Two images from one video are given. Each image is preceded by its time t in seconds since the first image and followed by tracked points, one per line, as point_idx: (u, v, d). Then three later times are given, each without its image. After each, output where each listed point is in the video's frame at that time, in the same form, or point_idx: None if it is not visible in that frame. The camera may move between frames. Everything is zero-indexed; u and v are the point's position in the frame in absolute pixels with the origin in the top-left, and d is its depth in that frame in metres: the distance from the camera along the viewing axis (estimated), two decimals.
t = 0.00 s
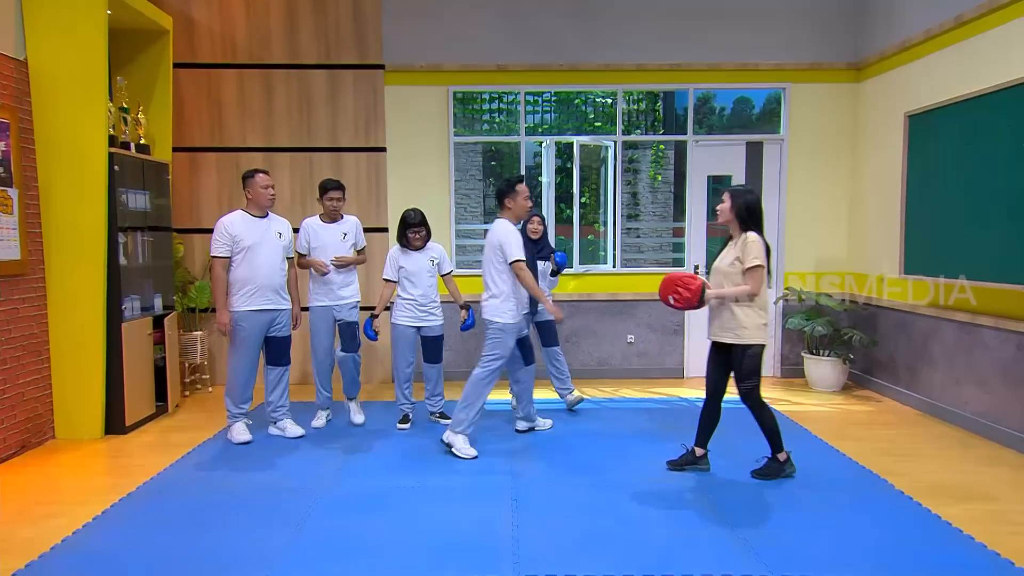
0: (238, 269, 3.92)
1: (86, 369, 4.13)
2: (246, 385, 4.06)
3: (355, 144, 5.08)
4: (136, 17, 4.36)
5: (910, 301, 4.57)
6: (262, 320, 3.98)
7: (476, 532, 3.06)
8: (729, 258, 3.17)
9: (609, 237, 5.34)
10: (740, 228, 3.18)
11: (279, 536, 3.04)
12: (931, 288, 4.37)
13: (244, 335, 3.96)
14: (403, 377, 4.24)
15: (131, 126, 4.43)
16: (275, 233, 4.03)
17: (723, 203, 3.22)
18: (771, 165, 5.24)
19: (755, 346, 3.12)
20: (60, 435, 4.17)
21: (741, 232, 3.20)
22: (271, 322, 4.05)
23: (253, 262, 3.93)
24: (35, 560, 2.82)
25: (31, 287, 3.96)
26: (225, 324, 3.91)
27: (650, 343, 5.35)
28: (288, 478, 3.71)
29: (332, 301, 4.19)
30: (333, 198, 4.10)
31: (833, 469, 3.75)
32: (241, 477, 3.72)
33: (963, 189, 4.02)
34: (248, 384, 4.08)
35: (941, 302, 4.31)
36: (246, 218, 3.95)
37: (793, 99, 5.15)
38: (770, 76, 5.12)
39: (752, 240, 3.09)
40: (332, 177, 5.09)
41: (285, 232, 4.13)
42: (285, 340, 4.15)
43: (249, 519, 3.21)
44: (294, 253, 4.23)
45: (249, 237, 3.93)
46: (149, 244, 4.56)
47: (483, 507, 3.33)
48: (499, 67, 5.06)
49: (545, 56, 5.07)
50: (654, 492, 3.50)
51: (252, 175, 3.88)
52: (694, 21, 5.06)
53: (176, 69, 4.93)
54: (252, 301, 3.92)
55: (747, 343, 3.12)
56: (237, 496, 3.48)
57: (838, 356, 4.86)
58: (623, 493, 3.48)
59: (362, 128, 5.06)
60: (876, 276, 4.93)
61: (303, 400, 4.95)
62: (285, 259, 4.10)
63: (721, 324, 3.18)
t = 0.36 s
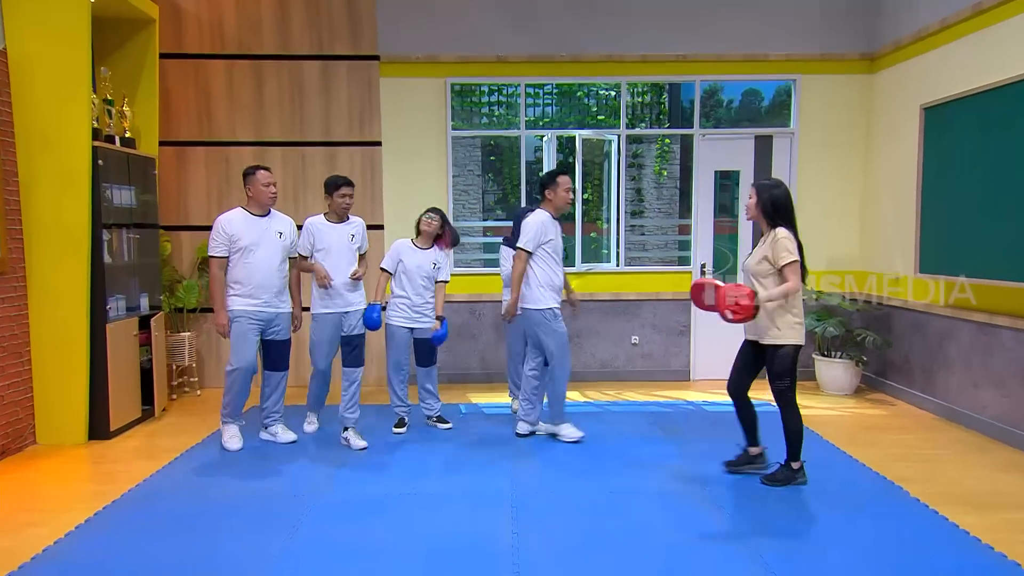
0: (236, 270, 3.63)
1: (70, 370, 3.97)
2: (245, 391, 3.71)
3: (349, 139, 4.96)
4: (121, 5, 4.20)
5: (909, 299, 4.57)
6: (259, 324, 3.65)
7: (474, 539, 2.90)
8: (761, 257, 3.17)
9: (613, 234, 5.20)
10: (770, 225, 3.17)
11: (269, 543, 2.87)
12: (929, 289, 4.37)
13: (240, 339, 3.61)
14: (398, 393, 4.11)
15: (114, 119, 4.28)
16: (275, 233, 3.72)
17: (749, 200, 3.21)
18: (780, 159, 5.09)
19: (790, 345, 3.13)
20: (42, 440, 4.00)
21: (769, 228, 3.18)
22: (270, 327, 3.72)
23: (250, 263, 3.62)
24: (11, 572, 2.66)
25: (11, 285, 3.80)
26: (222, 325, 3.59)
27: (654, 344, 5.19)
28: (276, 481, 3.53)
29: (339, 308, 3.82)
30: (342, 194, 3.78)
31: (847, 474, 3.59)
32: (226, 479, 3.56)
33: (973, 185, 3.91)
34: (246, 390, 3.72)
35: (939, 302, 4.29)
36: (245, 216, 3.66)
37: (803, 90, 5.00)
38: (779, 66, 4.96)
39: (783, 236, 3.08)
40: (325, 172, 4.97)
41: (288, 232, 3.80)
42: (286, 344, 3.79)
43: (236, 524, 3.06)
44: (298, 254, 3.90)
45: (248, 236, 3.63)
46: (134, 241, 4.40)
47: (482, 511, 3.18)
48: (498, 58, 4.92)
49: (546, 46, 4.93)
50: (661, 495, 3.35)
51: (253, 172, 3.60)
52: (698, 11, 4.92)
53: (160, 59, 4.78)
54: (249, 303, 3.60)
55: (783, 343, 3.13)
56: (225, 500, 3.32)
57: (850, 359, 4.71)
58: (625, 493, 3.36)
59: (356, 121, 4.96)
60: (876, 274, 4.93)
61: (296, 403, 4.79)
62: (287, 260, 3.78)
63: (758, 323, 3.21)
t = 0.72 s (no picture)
0: (222, 274, 3.30)
1: (54, 371, 3.83)
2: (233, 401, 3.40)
3: (343, 134, 4.85)
4: None
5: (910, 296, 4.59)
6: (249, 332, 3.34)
7: (472, 546, 2.76)
8: (769, 252, 3.04)
9: (617, 232, 5.08)
10: (782, 219, 3.04)
11: (259, 551, 2.73)
12: (930, 288, 4.40)
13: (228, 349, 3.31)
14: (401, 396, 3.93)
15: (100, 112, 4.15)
16: (263, 232, 3.37)
17: (762, 194, 3.08)
18: (790, 154, 4.95)
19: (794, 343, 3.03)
20: (25, 444, 3.86)
21: (783, 224, 3.05)
22: (261, 334, 3.41)
23: (235, 266, 3.29)
24: None
25: None
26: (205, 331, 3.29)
27: (660, 346, 5.06)
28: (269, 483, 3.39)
29: (355, 308, 3.56)
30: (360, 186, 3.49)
31: (861, 478, 3.44)
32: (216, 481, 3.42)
33: (989, 180, 3.75)
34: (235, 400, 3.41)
35: (941, 299, 4.32)
36: (230, 215, 3.32)
37: (814, 83, 4.86)
38: (790, 58, 4.83)
39: (796, 233, 2.96)
40: (320, 167, 4.87)
41: (279, 231, 3.46)
42: (275, 350, 3.52)
43: (225, 529, 2.91)
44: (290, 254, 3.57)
45: (234, 237, 3.29)
46: (121, 239, 4.26)
47: (481, 517, 3.04)
48: (498, 49, 4.80)
49: (548, 38, 4.81)
50: (668, 501, 3.20)
51: (238, 166, 3.27)
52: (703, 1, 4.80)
53: (148, 51, 4.69)
54: (236, 309, 3.29)
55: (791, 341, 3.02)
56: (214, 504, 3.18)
57: (862, 360, 4.60)
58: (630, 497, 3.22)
59: (351, 118, 4.82)
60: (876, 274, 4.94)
61: (291, 406, 4.65)
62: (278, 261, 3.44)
63: (759, 318, 3.09)
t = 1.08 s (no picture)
0: (191, 271, 3.14)
1: (37, 372, 3.69)
2: (213, 403, 3.26)
3: (338, 128, 4.77)
4: None
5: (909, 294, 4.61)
6: (222, 330, 3.19)
7: (471, 554, 2.62)
8: (781, 250, 2.90)
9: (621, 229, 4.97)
10: (795, 216, 2.90)
11: (246, 560, 2.58)
12: (929, 287, 4.42)
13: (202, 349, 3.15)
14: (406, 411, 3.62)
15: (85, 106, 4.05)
16: (230, 226, 3.20)
17: (775, 190, 2.94)
18: (801, 148, 4.82)
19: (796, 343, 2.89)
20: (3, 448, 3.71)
21: (796, 221, 2.91)
22: (236, 332, 3.25)
23: (204, 264, 3.13)
24: None
25: None
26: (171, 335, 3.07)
27: (664, 347, 4.94)
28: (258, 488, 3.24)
29: (376, 313, 3.26)
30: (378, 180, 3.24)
31: (878, 482, 3.29)
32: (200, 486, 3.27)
33: (1010, 174, 3.60)
34: (216, 402, 3.26)
35: (940, 297, 4.33)
36: (195, 209, 3.15)
37: (825, 75, 4.74)
38: (800, 49, 4.71)
39: (812, 231, 2.82)
40: (314, 163, 4.79)
41: (247, 223, 3.29)
42: (261, 354, 3.35)
43: (210, 535, 2.77)
44: (262, 245, 3.41)
45: (201, 232, 3.13)
46: (107, 237, 4.14)
47: (479, 523, 2.89)
48: (499, 41, 4.71)
49: (550, 28, 4.72)
50: (675, 506, 3.06)
51: (202, 156, 3.10)
52: None
53: (135, 41, 4.60)
54: (209, 308, 3.14)
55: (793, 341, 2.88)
56: (200, 507, 3.03)
57: (875, 362, 4.47)
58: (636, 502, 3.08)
59: (346, 109, 4.76)
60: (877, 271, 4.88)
61: (285, 409, 4.51)
62: (251, 255, 3.29)
63: (769, 318, 2.95)
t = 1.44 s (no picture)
0: (181, 271, 3.02)
1: (23, 372, 3.59)
2: (202, 408, 3.16)
3: (334, 123, 4.67)
4: None
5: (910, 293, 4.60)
6: (212, 331, 3.05)
7: (468, 561, 2.51)
8: (791, 249, 2.78)
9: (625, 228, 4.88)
10: (805, 213, 2.80)
11: (235, 566, 2.47)
12: (930, 287, 4.42)
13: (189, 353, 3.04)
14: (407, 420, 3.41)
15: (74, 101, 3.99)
16: (222, 223, 3.09)
17: (786, 186, 2.85)
18: (810, 144, 4.72)
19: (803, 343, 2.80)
20: None
21: (806, 218, 2.80)
22: (225, 332, 3.11)
23: (196, 263, 3.02)
24: None
25: None
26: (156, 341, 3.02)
27: (669, 348, 4.84)
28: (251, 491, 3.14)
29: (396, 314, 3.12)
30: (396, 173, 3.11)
31: (890, 485, 3.19)
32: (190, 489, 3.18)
33: None
34: (205, 406, 3.16)
35: (940, 295, 4.34)
36: (185, 206, 3.04)
37: (834, 70, 4.64)
38: (809, 42, 4.62)
39: (823, 227, 2.71)
40: (310, 159, 4.69)
41: (238, 220, 3.18)
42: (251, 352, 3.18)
43: (199, 538, 2.67)
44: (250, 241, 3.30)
45: (192, 230, 3.02)
46: (98, 235, 4.05)
47: (478, 528, 2.79)
48: (499, 34, 4.63)
49: (553, 21, 4.63)
50: (681, 510, 2.95)
51: (187, 151, 2.99)
52: None
53: (126, 34, 4.51)
54: (202, 310, 3.02)
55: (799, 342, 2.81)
56: (187, 510, 2.93)
57: (886, 364, 4.38)
58: (640, 506, 2.98)
59: (342, 103, 4.66)
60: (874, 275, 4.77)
61: (281, 412, 4.41)
62: (242, 253, 3.18)
63: (779, 316, 2.83)
